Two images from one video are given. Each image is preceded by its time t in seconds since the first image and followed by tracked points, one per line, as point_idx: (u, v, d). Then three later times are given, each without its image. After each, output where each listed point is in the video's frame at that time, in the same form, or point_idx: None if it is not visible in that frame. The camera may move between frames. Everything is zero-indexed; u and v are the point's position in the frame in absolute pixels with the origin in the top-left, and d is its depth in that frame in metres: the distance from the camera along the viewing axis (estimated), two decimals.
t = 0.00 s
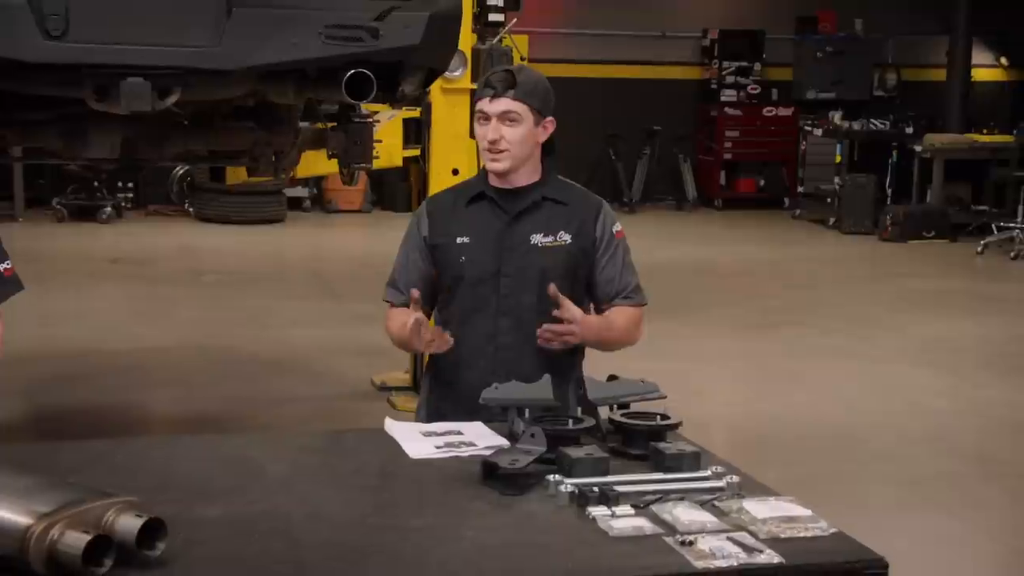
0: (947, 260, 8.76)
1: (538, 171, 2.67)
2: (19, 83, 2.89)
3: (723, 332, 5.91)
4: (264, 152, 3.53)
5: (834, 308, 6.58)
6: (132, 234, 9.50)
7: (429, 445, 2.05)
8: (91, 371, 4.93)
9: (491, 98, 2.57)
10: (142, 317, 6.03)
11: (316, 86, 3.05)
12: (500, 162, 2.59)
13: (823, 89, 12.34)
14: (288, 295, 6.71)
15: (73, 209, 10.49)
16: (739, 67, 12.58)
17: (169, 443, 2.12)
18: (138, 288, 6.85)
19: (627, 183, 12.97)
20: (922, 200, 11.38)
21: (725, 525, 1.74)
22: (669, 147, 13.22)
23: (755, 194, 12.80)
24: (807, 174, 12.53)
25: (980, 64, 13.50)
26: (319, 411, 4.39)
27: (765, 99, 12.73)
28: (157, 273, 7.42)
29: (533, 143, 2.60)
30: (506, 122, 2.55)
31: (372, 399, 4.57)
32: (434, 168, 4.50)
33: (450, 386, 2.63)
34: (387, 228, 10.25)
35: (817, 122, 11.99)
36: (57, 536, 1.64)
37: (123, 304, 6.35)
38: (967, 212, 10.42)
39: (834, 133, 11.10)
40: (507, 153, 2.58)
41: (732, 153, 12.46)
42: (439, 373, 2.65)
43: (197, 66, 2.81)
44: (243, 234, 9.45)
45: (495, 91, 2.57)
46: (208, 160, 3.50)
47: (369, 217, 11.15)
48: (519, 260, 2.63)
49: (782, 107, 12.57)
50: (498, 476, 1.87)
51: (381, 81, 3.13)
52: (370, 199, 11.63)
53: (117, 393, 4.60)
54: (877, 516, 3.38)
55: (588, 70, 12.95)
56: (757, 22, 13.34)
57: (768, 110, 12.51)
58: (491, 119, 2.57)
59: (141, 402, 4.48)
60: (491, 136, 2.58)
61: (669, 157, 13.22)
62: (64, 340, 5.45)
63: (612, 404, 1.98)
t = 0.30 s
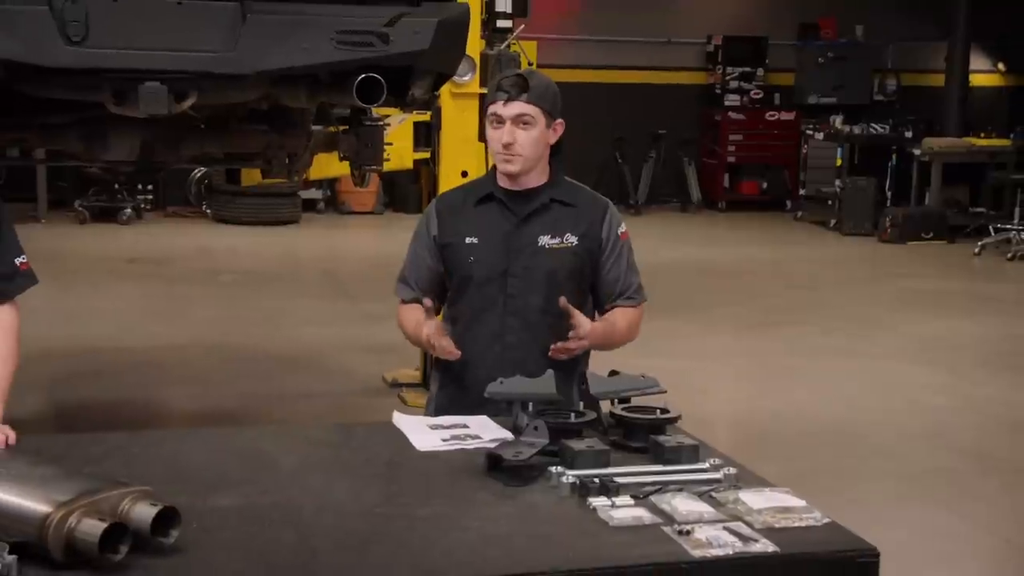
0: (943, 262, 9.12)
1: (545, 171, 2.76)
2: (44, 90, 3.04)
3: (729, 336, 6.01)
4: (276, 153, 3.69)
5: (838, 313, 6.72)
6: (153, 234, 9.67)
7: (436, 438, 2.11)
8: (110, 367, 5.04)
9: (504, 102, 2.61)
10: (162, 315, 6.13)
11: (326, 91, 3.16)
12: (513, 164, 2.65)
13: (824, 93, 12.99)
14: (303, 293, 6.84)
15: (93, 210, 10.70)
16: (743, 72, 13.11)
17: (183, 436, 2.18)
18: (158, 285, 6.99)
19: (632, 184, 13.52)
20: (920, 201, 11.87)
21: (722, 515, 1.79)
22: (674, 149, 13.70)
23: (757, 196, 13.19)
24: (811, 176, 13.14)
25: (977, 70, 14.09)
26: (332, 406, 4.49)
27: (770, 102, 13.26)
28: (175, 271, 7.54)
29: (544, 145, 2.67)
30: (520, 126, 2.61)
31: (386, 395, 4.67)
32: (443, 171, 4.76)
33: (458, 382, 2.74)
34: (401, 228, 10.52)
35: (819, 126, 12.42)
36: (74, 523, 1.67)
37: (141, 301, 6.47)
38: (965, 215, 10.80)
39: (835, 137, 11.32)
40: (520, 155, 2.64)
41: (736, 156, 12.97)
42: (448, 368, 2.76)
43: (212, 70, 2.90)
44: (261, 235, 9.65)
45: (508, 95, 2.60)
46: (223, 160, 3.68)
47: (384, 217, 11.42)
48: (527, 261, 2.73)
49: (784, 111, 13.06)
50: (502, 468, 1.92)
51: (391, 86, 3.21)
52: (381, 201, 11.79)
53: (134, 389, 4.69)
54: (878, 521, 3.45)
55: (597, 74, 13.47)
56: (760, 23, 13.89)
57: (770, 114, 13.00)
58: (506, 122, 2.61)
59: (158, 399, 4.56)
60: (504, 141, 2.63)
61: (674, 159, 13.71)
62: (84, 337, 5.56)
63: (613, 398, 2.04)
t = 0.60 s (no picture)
0: (941, 262, 9.51)
1: (546, 172, 2.86)
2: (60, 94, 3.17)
3: (736, 340, 6.09)
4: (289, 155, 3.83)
5: (841, 315, 6.87)
6: (172, 234, 9.82)
7: (442, 432, 2.17)
8: (129, 364, 5.12)
9: (509, 106, 2.68)
10: (179, 314, 6.22)
11: (336, 94, 3.29)
12: (519, 165, 2.73)
13: (824, 98, 13.73)
14: (316, 293, 6.92)
15: (114, 211, 10.86)
16: (746, 77, 13.87)
17: (196, 430, 2.24)
18: (174, 284, 7.10)
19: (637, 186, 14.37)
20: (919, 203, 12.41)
21: (718, 507, 1.84)
22: (678, 152, 14.50)
23: (760, 198, 13.97)
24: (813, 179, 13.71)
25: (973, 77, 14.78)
26: (345, 402, 4.58)
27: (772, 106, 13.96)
28: (191, 270, 7.63)
29: (549, 147, 2.74)
30: (525, 128, 2.69)
31: (395, 391, 4.76)
32: (452, 174, 4.95)
33: (463, 378, 2.84)
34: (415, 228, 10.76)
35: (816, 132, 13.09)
36: (90, 513, 1.72)
37: (159, 299, 6.57)
38: (962, 216, 11.23)
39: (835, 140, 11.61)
40: (525, 156, 2.72)
41: (739, 159, 13.76)
42: (453, 365, 2.85)
43: (225, 74, 3.04)
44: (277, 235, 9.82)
45: (513, 98, 2.68)
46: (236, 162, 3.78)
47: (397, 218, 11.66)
48: (530, 260, 2.82)
49: (786, 116, 13.85)
50: (506, 461, 1.98)
51: (400, 92, 3.33)
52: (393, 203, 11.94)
53: (150, 386, 4.76)
54: (882, 519, 3.51)
55: (605, 79, 14.17)
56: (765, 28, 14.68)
57: (773, 118, 13.80)
58: (510, 125, 2.69)
59: (175, 395, 4.63)
60: (510, 143, 2.71)
61: (678, 162, 14.49)
62: (103, 336, 5.64)
63: (614, 394, 2.11)
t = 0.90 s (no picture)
0: (939, 264, 9.74)
1: (548, 175, 2.94)
2: (79, 98, 3.22)
3: (742, 343, 6.16)
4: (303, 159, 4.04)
5: (844, 318, 6.98)
6: (190, 235, 9.94)
7: (447, 426, 2.23)
8: (147, 362, 5.20)
9: (513, 108, 2.75)
10: (196, 313, 6.29)
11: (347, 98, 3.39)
12: (522, 167, 2.81)
13: (825, 103, 13.99)
14: (330, 293, 6.99)
15: (134, 213, 10.99)
16: (748, 82, 14.17)
17: (212, 424, 2.31)
18: (191, 284, 7.20)
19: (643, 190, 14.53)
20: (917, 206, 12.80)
21: (715, 498, 1.90)
22: (683, 157, 14.70)
23: (762, 201, 14.22)
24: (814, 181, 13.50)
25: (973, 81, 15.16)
26: (358, 398, 4.65)
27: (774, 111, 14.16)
28: (208, 271, 7.73)
29: (550, 148, 2.83)
30: (529, 131, 2.77)
31: (406, 388, 4.84)
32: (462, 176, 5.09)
33: (468, 375, 2.91)
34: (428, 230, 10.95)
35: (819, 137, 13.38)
36: (107, 503, 1.78)
37: (176, 299, 6.66)
38: (959, 218, 11.52)
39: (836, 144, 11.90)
40: (529, 158, 2.80)
41: (742, 163, 13.99)
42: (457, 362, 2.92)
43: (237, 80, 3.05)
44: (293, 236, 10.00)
45: (517, 101, 2.75)
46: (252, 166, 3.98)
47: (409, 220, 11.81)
48: (532, 258, 2.89)
49: (788, 120, 14.11)
50: (510, 454, 2.03)
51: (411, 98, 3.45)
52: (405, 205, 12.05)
53: (168, 383, 4.83)
54: (885, 516, 3.57)
55: (613, 84, 14.40)
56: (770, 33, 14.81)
57: (775, 122, 14.03)
58: (515, 127, 2.77)
59: (194, 391, 4.71)
60: (514, 145, 2.79)
61: (684, 167, 14.71)
62: (121, 335, 5.73)
63: (616, 388, 2.17)
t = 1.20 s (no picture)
0: (938, 264, 10.01)
1: (548, 177, 3.15)
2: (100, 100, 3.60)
3: (748, 343, 6.23)
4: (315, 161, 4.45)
5: (846, 318, 7.09)
6: (207, 236, 10.08)
7: (453, 421, 2.30)
8: (164, 359, 5.28)
9: (517, 114, 2.90)
10: (211, 312, 6.38)
11: (360, 104, 3.73)
12: (525, 168, 2.98)
13: (827, 107, 14.41)
14: (344, 292, 7.10)
15: (152, 214, 11.14)
16: (752, 87, 14.77)
17: (223, 418, 2.38)
18: (207, 284, 7.30)
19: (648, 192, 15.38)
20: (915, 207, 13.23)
21: (712, 490, 1.96)
22: (688, 160, 15.47)
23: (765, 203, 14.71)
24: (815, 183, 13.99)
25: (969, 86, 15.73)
26: (372, 394, 4.74)
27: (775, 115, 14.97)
28: (224, 271, 7.84)
29: (552, 149, 2.99)
30: (532, 136, 2.92)
31: (418, 384, 4.93)
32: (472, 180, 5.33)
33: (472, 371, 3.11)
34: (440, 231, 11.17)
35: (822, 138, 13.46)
36: (122, 494, 1.84)
37: (193, 298, 6.75)
38: (958, 220, 11.82)
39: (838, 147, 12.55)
40: (532, 160, 2.96)
41: (745, 166, 14.58)
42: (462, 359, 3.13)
43: (254, 85, 3.41)
44: (309, 237, 10.19)
45: (520, 107, 2.89)
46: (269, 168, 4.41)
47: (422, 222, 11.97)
48: (535, 257, 3.11)
49: (791, 124, 14.62)
50: (513, 449, 2.10)
51: (420, 103, 3.76)
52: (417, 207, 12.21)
53: (184, 379, 4.92)
54: (889, 511, 3.63)
55: (619, 90, 15.19)
56: (772, 40, 15.56)
57: (778, 127, 14.56)
58: (518, 132, 2.91)
59: (210, 387, 4.80)
60: (518, 148, 2.95)
61: (687, 169, 15.48)
62: (138, 333, 5.81)
63: (617, 384, 2.24)
